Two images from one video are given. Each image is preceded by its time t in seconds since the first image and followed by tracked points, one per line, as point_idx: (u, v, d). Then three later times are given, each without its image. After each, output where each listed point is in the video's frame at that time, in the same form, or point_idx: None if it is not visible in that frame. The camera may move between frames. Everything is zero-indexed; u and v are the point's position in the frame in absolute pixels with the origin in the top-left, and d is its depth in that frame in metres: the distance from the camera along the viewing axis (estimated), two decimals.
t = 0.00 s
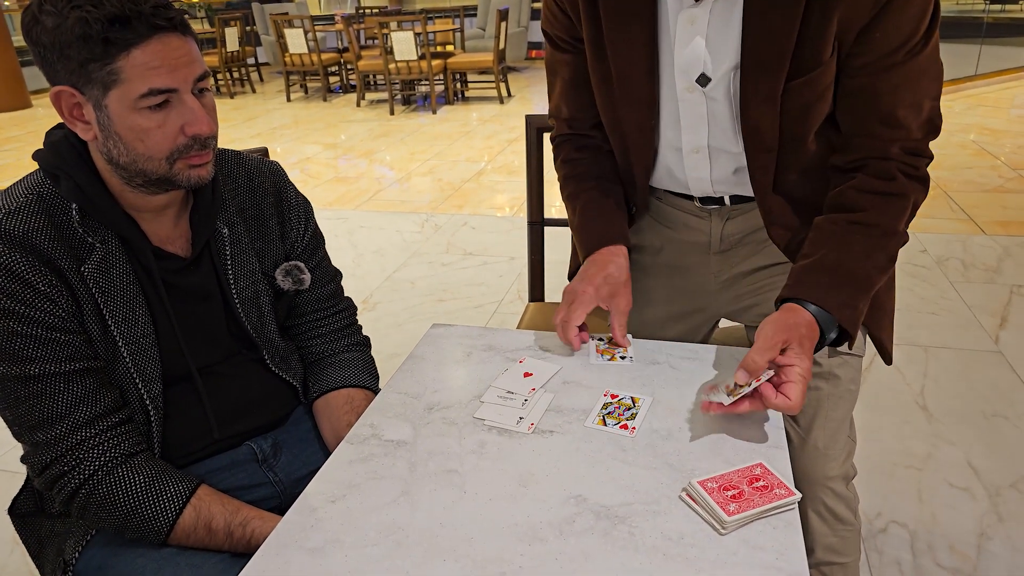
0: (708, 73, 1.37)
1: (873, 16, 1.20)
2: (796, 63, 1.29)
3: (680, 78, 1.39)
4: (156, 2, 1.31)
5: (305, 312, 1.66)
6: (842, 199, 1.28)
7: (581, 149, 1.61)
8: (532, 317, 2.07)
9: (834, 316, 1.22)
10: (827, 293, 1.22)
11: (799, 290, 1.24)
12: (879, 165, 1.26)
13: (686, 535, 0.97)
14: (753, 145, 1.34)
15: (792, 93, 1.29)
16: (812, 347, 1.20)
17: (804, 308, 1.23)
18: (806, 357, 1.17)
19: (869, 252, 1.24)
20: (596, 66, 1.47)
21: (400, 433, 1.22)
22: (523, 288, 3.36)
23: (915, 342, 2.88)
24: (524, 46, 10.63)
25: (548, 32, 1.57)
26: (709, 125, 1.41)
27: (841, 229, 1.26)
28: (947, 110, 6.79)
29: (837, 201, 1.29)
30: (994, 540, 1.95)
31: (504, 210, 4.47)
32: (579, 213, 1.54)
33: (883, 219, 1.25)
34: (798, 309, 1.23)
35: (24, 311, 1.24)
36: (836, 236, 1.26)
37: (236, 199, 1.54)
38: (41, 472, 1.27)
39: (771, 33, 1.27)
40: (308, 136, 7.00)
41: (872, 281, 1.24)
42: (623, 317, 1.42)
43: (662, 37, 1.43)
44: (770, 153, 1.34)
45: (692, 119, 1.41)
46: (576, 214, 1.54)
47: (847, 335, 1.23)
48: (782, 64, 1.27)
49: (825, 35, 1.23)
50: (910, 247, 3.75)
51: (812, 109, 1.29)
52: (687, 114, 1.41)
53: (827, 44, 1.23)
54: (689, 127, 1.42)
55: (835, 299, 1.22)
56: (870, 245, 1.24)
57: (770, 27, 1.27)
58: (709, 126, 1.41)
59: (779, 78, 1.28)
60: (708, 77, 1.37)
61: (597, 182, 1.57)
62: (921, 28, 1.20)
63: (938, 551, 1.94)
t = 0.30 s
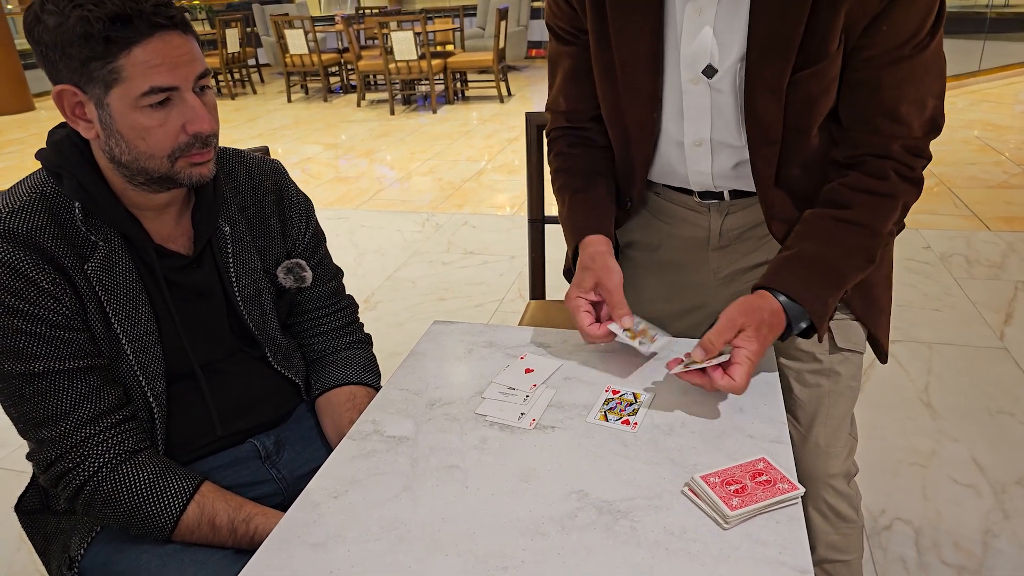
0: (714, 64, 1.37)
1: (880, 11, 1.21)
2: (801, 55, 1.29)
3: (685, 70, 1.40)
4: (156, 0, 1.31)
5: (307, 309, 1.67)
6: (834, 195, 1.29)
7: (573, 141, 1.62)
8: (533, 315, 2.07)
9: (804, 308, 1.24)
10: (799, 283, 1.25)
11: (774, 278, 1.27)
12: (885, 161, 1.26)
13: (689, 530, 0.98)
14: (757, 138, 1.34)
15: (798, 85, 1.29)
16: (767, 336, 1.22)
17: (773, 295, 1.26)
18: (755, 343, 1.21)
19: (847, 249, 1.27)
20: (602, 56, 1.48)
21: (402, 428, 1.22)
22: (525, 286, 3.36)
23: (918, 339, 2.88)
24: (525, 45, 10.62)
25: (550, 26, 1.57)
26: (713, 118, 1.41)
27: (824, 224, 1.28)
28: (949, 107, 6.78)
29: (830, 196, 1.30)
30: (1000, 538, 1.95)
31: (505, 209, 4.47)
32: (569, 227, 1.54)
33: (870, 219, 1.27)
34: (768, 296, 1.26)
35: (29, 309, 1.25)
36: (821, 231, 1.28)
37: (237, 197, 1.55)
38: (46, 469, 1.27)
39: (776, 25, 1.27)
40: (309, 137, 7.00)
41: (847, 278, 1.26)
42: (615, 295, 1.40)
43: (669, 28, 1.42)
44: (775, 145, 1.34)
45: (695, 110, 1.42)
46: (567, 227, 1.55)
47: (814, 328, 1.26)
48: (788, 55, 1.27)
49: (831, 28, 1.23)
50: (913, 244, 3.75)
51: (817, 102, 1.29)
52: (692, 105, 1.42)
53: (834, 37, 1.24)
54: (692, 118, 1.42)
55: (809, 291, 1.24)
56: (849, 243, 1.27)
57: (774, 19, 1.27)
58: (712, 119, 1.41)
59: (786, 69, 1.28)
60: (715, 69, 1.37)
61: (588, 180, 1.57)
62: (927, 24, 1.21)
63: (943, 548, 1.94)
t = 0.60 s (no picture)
0: (717, 64, 1.36)
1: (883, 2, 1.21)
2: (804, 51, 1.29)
3: (687, 70, 1.39)
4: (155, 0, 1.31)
5: (307, 309, 1.67)
6: (830, 191, 1.29)
7: (575, 145, 1.59)
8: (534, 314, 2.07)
9: (799, 302, 1.22)
10: (793, 277, 1.23)
11: (769, 272, 1.25)
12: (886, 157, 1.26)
13: (690, 527, 0.97)
14: (759, 134, 1.34)
15: (800, 81, 1.29)
16: (770, 332, 1.20)
17: (768, 290, 1.24)
18: (761, 340, 1.19)
19: (842, 243, 1.25)
20: (606, 58, 1.46)
21: (402, 427, 1.22)
22: (525, 286, 3.36)
23: (920, 337, 2.88)
24: (525, 45, 10.62)
25: (550, 26, 1.56)
26: (717, 117, 1.40)
27: (818, 218, 1.27)
28: (949, 104, 6.78)
29: (826, 193, 1.30)
30: (1004, 535, 1.94)
31: (505, 208, 4.47)
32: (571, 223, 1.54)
33: (865, 214, 1.26)
34: (763, 291, 1.24)
35: (28, 308, 1.25)
36: (817, 226, 1.27)
37: (237, 197, 1.55)
38: (45, 469, 1.27)
39: (778, 20, 1.27)
40: (310, 138, 7.00)
41: (842, 273, 1.25)
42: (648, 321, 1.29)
43: (672, 27, 1.41)
44: (778, 141, 1.34)
45: (699, 110, 1.41)
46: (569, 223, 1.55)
47: (809, 323, 1.24)
48: (790, 50, 1.27)
49: (832, 23, 1.23)
50: (914, 241, 3.74)
51: (819, 97, 1.29)
52: (695, 106, 1.41)
53: (835, 34, 1.24)
54: (696, 118, 1.41)
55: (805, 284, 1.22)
56: (844, 237, 1.26)
57: (776, 15, 1.27)
58: (715, 119, 1.41)
59: (789, 64, 1.28)
60: (718, 68, 1.36)
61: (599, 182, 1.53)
62: (926, 18, 1.21)
63: (947, 546, 1.93)
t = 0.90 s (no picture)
0: (715, 53, 1.36)
1: None
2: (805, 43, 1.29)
3: (686, 60, 1.38)
4: None
5: (308, 307, 1.67)
6: (846, 182, 1.27)
7: (581, 143, 1.56)
8: (534, 314, 2.07)
9: (833, 297, 1.20)
10: (828, 273, 1.20)
11: (797, 271, 1.22)
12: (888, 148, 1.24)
13: (692, 526, 0.97)
14: (760, 127, 1.34)
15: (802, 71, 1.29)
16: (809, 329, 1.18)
17: (803, 287, 1.21)
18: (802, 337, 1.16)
19: (867, 235, 1.22)
20: (609, 51, 1.45)
21: (403, 425, 1.22)
22: (526, 286, 3.36)
23: (921, 338, 2.87)
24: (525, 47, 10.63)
25: (554, 18, 1.55)
26: (716, 107, 1.41)
27: (841, 212, 1.25)
28: (948, 106, 6.79)
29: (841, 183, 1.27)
30: (1005, 536, 1.94)
31: (506, 209, 4.47)
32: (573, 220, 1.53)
33: (886, 203, 1.23)
34: (798, 288, 1.21)
35: (29, 306, 1.25)
36: (838, 218, 1.24)
37: (239, 196, 1.55)
38: (45, 468, 1.27)
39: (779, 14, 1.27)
40: (311, 138, 7.00)
41: (870, 265, 1.22)
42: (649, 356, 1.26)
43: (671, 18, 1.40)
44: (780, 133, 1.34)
45: (698, 100, 1.41)
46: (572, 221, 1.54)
47: (846, 317, 1.22)
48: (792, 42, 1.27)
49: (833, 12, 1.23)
50: (914, 242, 3.74)
51: (822, 88, 1.29)
52: (694, 96, 1.41)
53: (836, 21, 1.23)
54: (695, 109, 1.42)
55: (833, 281, 1.20)
56: (869, 229, 1.23)
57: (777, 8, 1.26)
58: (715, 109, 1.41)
59: (791, 54, 1.28)
60: (716, 58, 1.36)
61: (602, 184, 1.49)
62: (926, 7, 1.19)
63: (948, 547, 1.93)
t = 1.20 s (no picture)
0: (698, 37, 1.36)
1: None
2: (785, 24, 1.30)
3: (670, 44, 1.39)
4: None
5: (310, 308, 1.67)
6: (824, 174, 1.29)
7: (571, 132, 1.56)
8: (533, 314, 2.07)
9: (812, 285, 1.22)
10: (806, 262, 1.22)
11: (776, 260, 1.24)
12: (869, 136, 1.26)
13: (693, 522, 0.97)
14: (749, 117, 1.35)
15: (782, 51, 1.29)
16: (790, 314, 1.20)
17: (780, 277, 1.23)
18: (784, 323, 1.18)
19: (847, 225, 1.25)
20: (594, 36, 1.47)
21: (405, 425, 1.22)
22: (526, 287, 3.36)
23: (921, 335, 2.87)
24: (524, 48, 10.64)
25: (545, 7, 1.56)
26: (700, 92, 1.41)
27: (820, 204, 1.27)
28: (947, 105, 6.79)
29: (819, 175, 1.29)
30: (1007, 533, 1.94)
31: (506, 209, 4.48)
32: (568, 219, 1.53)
33: (864, 193, 1.25)
34: (774, 278, 1.23)
35: (30, 308, 1.25)
36: (817, 210, 1.26)
37: (240, 196, 1.55)
38: (47, 470, 1.27)
39: None
40: (311, 140, 7.01)
41: (849, 253, 1.24)
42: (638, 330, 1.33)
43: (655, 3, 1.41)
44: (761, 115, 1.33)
45: (683, 85, 1.41)
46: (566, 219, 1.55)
47: (823, 304, 1.23)
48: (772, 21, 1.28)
49: None
50: (915, 241, 3.74)
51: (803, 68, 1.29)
52: (678, 81, 1.41)
53: None
54: (680, 94, 1.42)
55: (814, 268, 1.21)
56: (847, 219, 1.25)
57: None
58: (699, 94, 1.41)
59: (770, 34, 1.29)
60: (698, 41, 1.36)
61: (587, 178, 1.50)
62: None
63: (951, 544, 1.93)
